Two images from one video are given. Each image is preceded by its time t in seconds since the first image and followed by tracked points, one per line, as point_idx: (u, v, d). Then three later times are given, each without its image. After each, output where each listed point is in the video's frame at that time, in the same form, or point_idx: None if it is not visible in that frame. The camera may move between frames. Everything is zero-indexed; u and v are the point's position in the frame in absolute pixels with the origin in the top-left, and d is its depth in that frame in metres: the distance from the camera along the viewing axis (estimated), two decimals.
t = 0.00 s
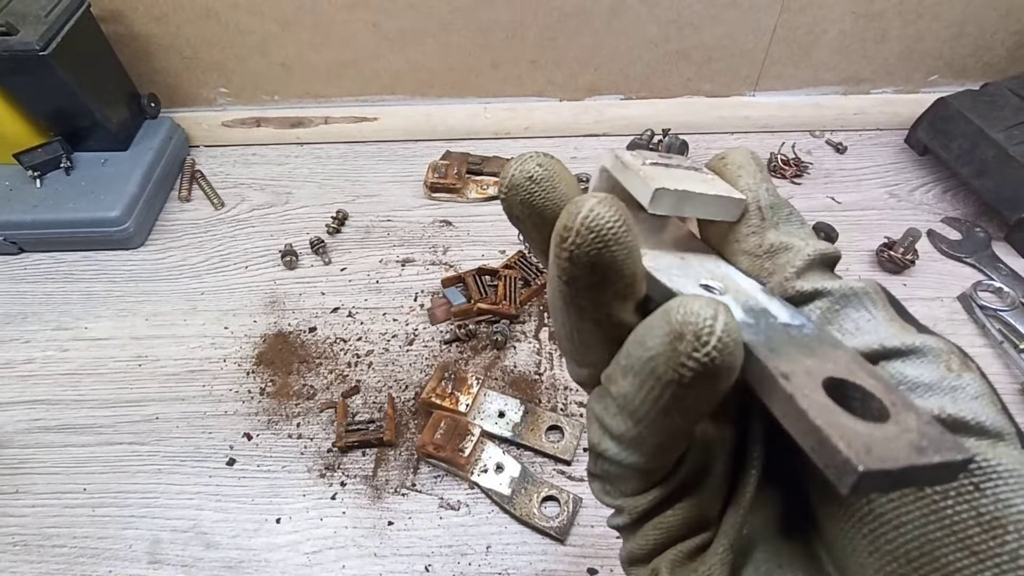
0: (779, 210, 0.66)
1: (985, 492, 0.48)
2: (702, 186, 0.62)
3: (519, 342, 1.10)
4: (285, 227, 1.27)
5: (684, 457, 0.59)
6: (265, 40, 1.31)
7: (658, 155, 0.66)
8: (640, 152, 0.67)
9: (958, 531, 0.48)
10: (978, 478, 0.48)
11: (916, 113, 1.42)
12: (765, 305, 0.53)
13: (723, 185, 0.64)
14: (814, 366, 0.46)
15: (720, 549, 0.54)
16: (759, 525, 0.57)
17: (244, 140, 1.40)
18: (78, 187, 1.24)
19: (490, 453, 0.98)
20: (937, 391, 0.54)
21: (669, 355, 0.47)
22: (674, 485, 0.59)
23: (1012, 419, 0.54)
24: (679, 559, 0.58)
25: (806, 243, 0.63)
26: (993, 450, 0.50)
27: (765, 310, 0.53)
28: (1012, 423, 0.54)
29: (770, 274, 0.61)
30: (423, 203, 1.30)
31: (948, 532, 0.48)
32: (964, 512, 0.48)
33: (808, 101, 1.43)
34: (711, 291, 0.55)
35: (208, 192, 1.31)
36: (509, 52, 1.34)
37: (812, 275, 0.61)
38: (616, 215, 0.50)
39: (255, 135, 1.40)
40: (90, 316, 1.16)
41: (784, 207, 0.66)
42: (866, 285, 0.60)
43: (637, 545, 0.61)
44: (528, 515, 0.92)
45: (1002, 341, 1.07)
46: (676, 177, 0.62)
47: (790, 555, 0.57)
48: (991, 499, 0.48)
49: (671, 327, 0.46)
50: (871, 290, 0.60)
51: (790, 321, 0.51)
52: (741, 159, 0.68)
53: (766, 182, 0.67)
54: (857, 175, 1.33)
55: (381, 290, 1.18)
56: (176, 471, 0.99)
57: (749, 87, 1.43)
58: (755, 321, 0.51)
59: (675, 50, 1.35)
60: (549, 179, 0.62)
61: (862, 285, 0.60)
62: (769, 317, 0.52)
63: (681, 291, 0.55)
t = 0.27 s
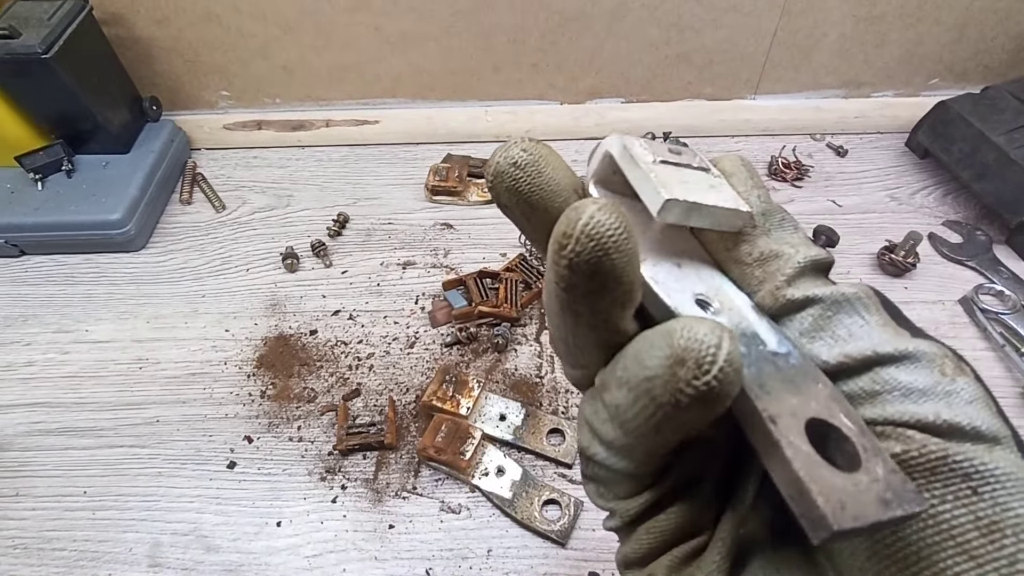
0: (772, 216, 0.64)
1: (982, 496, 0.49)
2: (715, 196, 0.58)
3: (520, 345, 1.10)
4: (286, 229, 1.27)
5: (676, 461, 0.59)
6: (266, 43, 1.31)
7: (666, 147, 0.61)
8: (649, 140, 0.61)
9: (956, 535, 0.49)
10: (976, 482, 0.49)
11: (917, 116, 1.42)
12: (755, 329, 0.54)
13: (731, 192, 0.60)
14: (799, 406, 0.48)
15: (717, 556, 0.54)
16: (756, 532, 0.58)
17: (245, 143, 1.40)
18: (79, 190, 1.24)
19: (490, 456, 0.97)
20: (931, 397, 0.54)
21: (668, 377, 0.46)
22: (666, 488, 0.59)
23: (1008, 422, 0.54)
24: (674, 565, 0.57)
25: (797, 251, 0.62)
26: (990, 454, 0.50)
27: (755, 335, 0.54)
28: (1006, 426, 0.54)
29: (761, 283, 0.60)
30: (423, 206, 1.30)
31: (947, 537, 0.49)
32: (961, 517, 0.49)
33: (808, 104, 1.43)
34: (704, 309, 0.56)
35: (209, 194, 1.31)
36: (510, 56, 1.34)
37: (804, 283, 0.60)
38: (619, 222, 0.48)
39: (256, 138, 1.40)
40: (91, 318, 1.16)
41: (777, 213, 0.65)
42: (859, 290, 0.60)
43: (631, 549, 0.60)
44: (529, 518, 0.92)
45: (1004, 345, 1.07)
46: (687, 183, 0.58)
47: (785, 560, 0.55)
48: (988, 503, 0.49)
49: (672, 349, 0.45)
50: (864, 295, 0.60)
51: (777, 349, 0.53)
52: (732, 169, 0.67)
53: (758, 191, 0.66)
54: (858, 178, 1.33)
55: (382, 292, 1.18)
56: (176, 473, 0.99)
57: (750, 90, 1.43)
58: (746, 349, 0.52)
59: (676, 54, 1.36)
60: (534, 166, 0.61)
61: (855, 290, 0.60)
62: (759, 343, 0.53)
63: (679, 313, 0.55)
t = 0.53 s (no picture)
0: (761, 223, 0.65)
1: (974, 500, 0.50)
2: (718, 205, 0.57)
3: (523, 348, 1.10)
4: (289, 233, 1.27)
5: (669, 469, 0.59)
6: (269, 48, 1.31)
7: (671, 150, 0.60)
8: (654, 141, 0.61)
9: (950, 539, 0.50)
10: (968, 486, 0.50)
11: (918, 120, 1.42)
12: (748, 342, 0.54)
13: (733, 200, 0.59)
14: (792, 425, 0.48)
15: (712, 563, 0.55)
16: (749, 539, 0.58)
17: (247, 146, 1.41)
18: (83, 193, 1.24)
19: (493, 460, 0.97)
20: (921, 401, 0.54)
21: (667, 396, 0.47)
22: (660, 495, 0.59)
23: (997, 424, 0.55)
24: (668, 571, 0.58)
25: (786, 257, 0.62)
26: (980, 459, 0.51)
27: (748, 347, 0.54)
28: (995, 426, 0.55)
29: (749, 289, 0.60)
30: (426, 209, 1.30)
31: (940, 541, 0.50)
32: (954, 521, 0.50)
33: (809, 108, 1.43)
34: (699, 319, 0.55)
35: (212, 198, 1.31)
36: (512, 60, 1.34)
37: (793, 288, 0.61)
38: (614, 230, 0.48)
39: (258, 141, 1.40)
40: (94, 322, 1.16)
41: (765, 219, 0.65)
42: (846, 294, 0.60)
43: (626, 554, 0.61)
44: (533, 522, 0.92)
45: (1006, 348, 1.07)
46: (692, 191, 0.57)
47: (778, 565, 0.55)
48: (980, 507, 0.50)
49: (674, 370, 0.46)
50: (853, 299, 0.60)
51: (768, 363, 0.53)
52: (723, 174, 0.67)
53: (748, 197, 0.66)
54: (860, 182, 1.34)
55: (384, 296, 1.18)
56: (179, 477, 0.99)
57: (750, 94, 1.43)
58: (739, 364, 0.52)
59: (677, 58, 1.36)
60: (523, 161, 0.61)
61: (843, 295, 0.59)
62: (751, 357, 0.53)
63: (678, 323, 0.54)
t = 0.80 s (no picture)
0: (761, 237, 0.63)
1: (971, 517, 0.51)
2: (725, 225, 0.55)
3: (525, 354, 1.10)
4: (292, 238, 1.27)
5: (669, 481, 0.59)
6: (272, 53, 1.31)
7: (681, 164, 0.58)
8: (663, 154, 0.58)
9: (945, 554, 0.51)
10: (965, 503, 0.51)
11: (920, 126, 1.42)
12: (746, 364, 0.55)
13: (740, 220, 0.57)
14: (785, 453, 0.50)
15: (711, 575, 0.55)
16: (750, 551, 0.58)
17: (250, 151, 1.41)
18: (86, 198, 1.24)
19: (496, 467, 0.97)
20: (919, 418, 0.55)
21: (663, 428, 0.47)
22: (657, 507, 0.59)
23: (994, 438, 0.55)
24: None
25: (784, 273, 0.61)
26: (978, 476, 0.52)
27: (746, 371, 0.54)
28: (993, 439, 0.55)
29: (747, 306, 0.59)
30: (428, 215, 1.30)
31: (936, 557, 0.51)
32: (950, 537, 0.51)
33: (811, 114, 1.43)
34: (700, 342, 0.55)
35: (214, 203, 1.31)
36: (514, 65, 1.34)
37: (790, 305, 0.60)
38: (614, 255, 0.48)
39: (261, 146, 1.40)
40: (96, 327, 1.16)
41: (766, 233, 0.64)
42: (845, 309, 0.59)
43: (625, 566, 0.61)
44: (536, 529, 0.92)
45: (1010, 355, 1.07)
46: (699, 210, 0.55)
47: None
48: (977, 524, 0.51)
49: (671, 403, 0.46)
50: (853, 315, 0.59)
51: (765, 387, 0.53)
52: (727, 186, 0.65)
53: (750, 210, 0.64)
54: (862, 188, 1.34)
55: (387, 301, 1.18)
56: (181, 483, 0.99)
57: (753, 100, 1.43)
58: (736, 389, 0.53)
59: (679, 64, 1.36)
60: (524, 174, 0.61)
61: (842, 311, 0.58)
62: (749, 382, 0.53)
63: (678, 347, 0.54)
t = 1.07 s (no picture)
0: (754, 243, 0.61)
1: (963, 518, 0.49)
2: (711, 239, 0.54)
3: (525, 358, 1.09)
4: (290, 240, 1.27)
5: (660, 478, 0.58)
6: (272, 55, 1.31)
7: (673, 175, 0.57)
8: (656, 166, 0.57)
9: (937, 555, 0.49)
10: (956, 505, 0.49)
11: (921, 128, 1.41)
12: (728, 376, 0.54)
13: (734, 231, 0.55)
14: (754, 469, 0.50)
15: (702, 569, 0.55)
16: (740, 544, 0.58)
17: (249, 153, 1.40)
18: (84, 200, 1.24)
19: (496, 471, 0.97)
20: (910, 421, 0.53)
21: (635, 437, 0.47)
22: (641, 505, 0.58)
23: (988, 442, 0.54)
24: None
25: (778, 278, 0.59)
26: (970, 478, 0.50)
27: (726, 384, 0.54)
28: (987, 442, 0.54)
29: (738, 312, 0.58)
30: (428, 217, 1.30)
31: (928, 557, 0.50)
32: (942, 538, 0.49)
33: (812, 116, 1.42)
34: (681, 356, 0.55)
35: (213, 205, 1.30)
36: (514, 67, 1.34)
37: (782, 311, 0.58)
38: (593, 263, 0.49)
39: (260, 148, 1.40)
40: (94, 329, 1.16)
41: (760, 239, 0.62)
42: (836, 313, 0.57)
43: (619, 566, 0.59)
44: (536, 534, 0.91)
45: (1012, 358, 1.06)
46: (684, 224, 0.54)
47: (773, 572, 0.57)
48: (969, 525, 0.49)
49: (645, 415, 0.47)
50: (844, 320, 0.57)
51: (744, 401, 0.53)
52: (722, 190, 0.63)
53: (745, 216, 0.62)
54: (864, 191, 1.33)
55: (386, 304, 1.17)
56: (179, 487, 0.98)
57: (753, 102, 1.43)
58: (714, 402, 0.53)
59: (680, 66, 1.36)
60: (522, 178, 0.61)
61: (832, 315, 0.57)
62: (729, 395, 0.53)
63: (656, 361, 0.54)
